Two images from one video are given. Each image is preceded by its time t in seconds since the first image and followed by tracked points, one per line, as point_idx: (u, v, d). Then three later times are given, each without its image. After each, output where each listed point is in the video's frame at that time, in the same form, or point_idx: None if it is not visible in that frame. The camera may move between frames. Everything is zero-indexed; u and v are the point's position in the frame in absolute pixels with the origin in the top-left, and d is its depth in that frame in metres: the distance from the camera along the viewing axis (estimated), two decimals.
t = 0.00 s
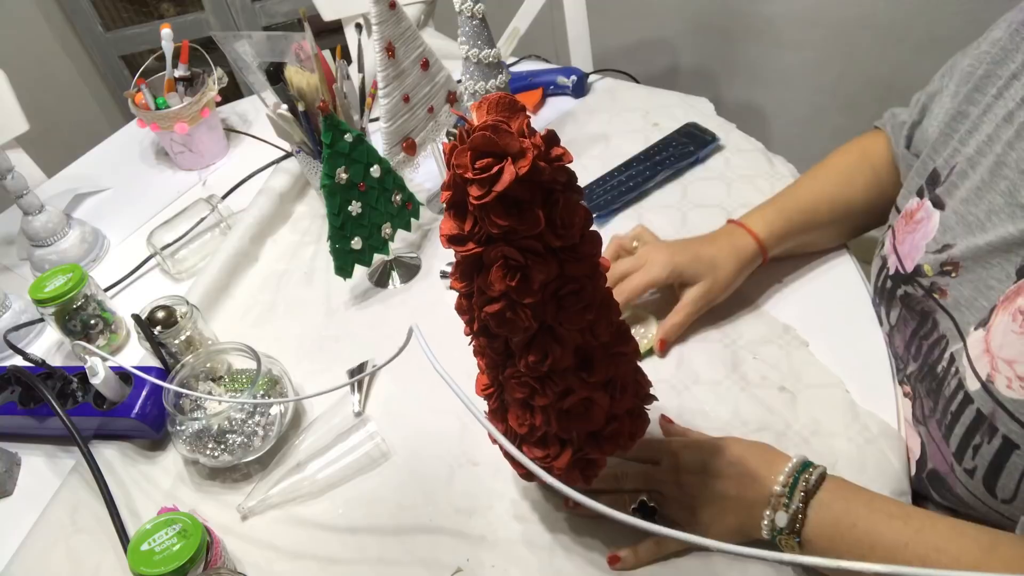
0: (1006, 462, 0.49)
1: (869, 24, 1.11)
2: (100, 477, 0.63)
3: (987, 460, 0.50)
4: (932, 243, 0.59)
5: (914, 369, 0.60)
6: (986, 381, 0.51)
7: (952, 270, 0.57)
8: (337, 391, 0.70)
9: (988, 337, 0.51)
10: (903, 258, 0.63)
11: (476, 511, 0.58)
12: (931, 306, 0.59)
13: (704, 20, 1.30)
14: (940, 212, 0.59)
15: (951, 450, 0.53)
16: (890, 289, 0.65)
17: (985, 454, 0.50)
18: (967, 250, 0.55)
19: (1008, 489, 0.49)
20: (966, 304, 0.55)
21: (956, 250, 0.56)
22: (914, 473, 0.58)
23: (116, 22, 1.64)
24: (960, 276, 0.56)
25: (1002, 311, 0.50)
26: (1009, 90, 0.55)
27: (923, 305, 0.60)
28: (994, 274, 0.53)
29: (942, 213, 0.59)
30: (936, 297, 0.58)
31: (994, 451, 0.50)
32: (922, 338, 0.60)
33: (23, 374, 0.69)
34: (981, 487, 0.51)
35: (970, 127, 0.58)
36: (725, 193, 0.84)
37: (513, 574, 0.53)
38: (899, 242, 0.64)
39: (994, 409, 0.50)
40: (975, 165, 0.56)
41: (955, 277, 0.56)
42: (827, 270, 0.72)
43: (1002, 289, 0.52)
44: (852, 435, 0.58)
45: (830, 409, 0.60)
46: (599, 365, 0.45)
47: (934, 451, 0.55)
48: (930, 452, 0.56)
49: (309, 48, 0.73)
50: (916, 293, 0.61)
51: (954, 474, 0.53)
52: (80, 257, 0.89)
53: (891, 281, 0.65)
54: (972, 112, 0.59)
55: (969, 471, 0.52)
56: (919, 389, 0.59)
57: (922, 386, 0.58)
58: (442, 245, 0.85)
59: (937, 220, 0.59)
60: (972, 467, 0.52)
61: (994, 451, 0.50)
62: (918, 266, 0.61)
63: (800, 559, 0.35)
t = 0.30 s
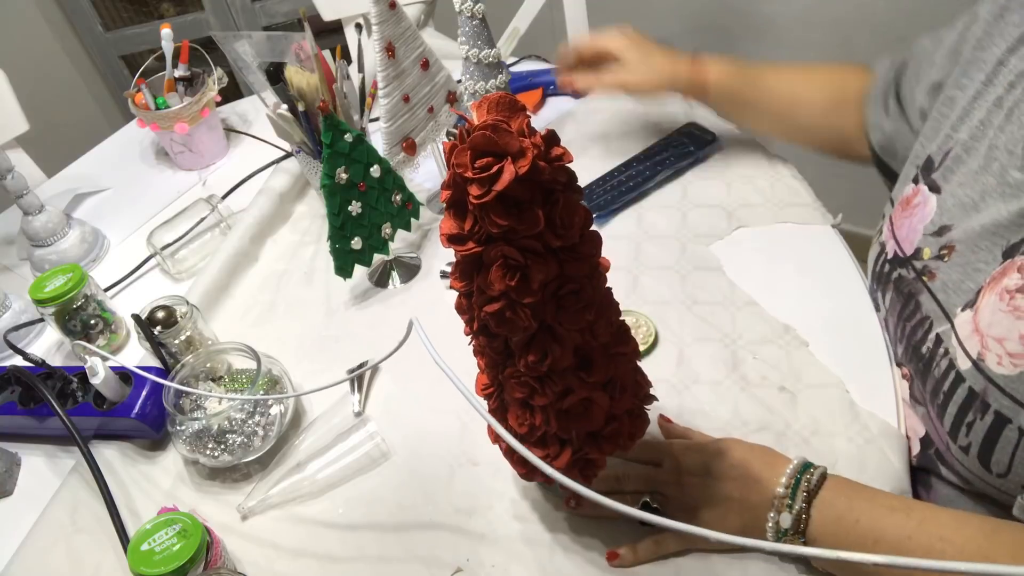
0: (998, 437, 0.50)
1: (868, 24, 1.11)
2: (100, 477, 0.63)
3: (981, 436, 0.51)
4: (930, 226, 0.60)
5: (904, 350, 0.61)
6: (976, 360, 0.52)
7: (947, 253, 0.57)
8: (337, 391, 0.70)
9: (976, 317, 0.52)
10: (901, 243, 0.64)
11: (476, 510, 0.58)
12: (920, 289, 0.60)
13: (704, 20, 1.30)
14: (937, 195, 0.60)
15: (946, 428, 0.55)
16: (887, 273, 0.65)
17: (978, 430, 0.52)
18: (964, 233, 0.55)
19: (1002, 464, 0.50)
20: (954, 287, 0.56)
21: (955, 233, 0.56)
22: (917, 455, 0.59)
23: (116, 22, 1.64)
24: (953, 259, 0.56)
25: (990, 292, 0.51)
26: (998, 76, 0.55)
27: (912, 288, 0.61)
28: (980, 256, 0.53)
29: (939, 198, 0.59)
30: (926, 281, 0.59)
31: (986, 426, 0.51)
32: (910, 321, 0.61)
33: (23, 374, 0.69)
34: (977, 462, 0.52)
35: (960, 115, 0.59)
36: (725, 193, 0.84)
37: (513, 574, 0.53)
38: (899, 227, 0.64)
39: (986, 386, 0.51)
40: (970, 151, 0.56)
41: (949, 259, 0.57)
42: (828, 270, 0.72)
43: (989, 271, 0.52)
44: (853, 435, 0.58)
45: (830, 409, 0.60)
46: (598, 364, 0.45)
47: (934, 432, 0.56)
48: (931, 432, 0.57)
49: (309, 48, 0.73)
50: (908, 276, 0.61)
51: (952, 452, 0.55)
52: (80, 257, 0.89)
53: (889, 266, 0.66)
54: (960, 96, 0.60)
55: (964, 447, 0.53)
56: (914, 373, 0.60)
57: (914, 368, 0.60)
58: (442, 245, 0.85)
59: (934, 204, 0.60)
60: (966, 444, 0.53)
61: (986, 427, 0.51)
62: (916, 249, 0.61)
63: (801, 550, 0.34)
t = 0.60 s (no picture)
0: (996, 402, 0.51)
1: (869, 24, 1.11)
2: (101, 477, 0.63)
3: (977, 401, 0.52)
4: (928, 211, 0.61)
5: (907, 332, 0.63)
6: (972, 328, 0.53)
7: (949, 234, 0.58)
8: (337, 391, 0.70)
9: (972, 288, 0.53)
10: (902, 230, 0.64)
11: (476, 511, 0.58)
12: (929, 271, 0.60)
13: (704, 20, 1.30)
14: (938, 180, 0.61)
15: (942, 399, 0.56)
16: (891, 260, 0.66)
17: (975, 397, 0.53)
18: (963, 216, 0.57)
19: (1002, 428, 0.51)
20: (957, 263, 0.57)
21: (952, 215, 0.58)
22: (911, 433, 0.59)
23: (116, 22, 1.64)
24: (957, 240, 0.57)
25: (986, 263, 0.52)
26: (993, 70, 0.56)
27: (923, 272, 0.61)
28: (984, 233, 0.55)
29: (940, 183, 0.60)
30: (935, 263, 0.60)
31: (983, 392, 0.52)
32: (916, 302, 0.62)
33: (23, 374, 0.69)
34: (974, 429, 0.53)
35: (952, 106, 0.59)
36: (725, 193, 0.84)
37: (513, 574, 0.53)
38: (897, 215, 0.65)
39: (981, 352, 0.52)
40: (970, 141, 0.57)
41: (952, 241, 0.58)
42: (829, 268, 0.72)
43: (990, 245, 0.54)
44: (852, 435, 0.58)
45: (830, 410, 0.60)
46: (598, 364, 0.45)
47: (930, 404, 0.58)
48: (927, 408, 0.58)
49: (309, 48, 0.73)
50: (917, 261, 0.62)
51: (948, 423, 0.55)
52: (80, 257, 0.89)
53: (892, 253, 0.66)
54: (939, 89, 0.61)
55: (961, 416, 0.54)
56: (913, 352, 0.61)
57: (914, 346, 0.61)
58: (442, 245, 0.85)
59: (935, 189, 0.61)
60: (963, 412, 0.54)
61: (982, 392, 0.52)
62: (918, 235, 0.62)
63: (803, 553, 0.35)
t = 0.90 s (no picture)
0: (997, 419, 0.50)
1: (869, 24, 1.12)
2: (101, 477, 0.64)
3: (980, 417, 0.51)
4: (936, 214, 0.59)
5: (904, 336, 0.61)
6: (975, 343, 0.51)
7: (951, 241, 0.57)
8: (337, 391, 0.70)
9: (975, 301, 0.52)
10: (908, 232, 0.63)
11: (476, 510, 0.58)
12: (920, 275, 0.60)
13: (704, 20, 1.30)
14: (945, 185, 0.59)
15: (945, 412, 0.55)
16: (892, 260, 0.65)
17: (977, 412, 0.51)
18: (970, 222, 0.55)
19: (1005, 444, 0.50)
20: (954, 272, 0.56)
21: (958, 222, 0.56)
22: (917, 435, 0.59)
23: (116, 22, 1.64)
24: (957, 247, 0.56)
25: (988, 277, 0.51)
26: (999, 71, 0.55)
27: (914, 275, 0.61)
28: (983, 244, 0.53)
29: (947, 186, 0.59)
30: (927, 267, 0.59)
31: (985, 408, 0.50)
32: (909, 305, 0.61)
33: (23, 375, 0.69)
34: (978, 444, 0.52)
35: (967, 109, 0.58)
36: (725, 193, 0.84)
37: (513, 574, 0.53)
38: (904, 217, 0.64)
39: (983, 367, 0.51)
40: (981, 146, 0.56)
41: (952, 248, 0.57)
42: (827, 269, 0.72)
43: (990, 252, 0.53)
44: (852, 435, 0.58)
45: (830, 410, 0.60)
46: (598, 364, 0.45)
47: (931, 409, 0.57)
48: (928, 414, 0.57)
49: (309, 48, 0.73)
50: (911, 264, 0.61)
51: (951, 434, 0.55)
52: (80, 257, 0.89)
53: (894, 254, 0.65)
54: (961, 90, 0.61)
55: (965, 430, 0.53)
56: (911, 358, 0.60)
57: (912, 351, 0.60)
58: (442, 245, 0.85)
59: (941, 193, 0.59)
60: (966, 426, 0.53)
61: (985, 409, 0.51)
62: (922, 239, 0.60)
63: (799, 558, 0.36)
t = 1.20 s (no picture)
0: (966, 401, 0.51)
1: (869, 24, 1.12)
2: (100, 477, 0.63)
3: (951, 401, 0.52)
4: (960, 205, 0.60)
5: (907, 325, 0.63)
6: (960, 328, 0.52)
7: (965, 231, 0.57)
8: (337, 391, 0.70)
9: (969, 289, 0.52)
10: (930, 218, 0.64)
11: (476, 510, 0.58)
12: (932, 262, 0.61)
13: (704, 20, 1.30)
14: (974, 175, 0.60)
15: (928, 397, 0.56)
16: (913, 247, 0.66)
17: (949, 395, 0.52)
18: (980, 223, 0.56)
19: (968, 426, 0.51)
20: (960, 261, 0.56)
21: (978, 213, 0.57)
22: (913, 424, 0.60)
23: (116, 22, 1.64)
24: (968, 238, 0.56)
25: (985, 266, 0.51)
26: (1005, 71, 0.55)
27: (927, 260, 0.62)
28: (992, 235, 0.54)
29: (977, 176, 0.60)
30: (939, 254, 0.60)
31: (958, 391, 0.52)
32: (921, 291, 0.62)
33: (23, 375, 0.69)
34: (947, 427, 0.54)
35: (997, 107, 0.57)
36: (725, 193, 0.84)
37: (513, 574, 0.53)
38: (932, 204, 0.65)
39: (963, 352, 0.51)
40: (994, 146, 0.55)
41: (964, 238, 0.57)
42: (827, 268, 0.72)
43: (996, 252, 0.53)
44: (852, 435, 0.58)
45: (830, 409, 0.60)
46: (597, 364, 0.45)
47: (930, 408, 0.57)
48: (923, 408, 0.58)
49: (309, 48, 0.73)
50: (928, 250, 0.62)
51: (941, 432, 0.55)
52: (80, 257, 0.89)
53: (915, 240, 0.66)
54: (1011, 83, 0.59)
55: (937, 411, 0.54)
56: (914, 345, 0.62)
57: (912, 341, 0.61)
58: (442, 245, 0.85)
59: (969, 182, 0.60)
60: (939, 407, 0.54)
61: (957, 390, 0.52)
62: (941, 225, 0.61)
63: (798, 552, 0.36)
